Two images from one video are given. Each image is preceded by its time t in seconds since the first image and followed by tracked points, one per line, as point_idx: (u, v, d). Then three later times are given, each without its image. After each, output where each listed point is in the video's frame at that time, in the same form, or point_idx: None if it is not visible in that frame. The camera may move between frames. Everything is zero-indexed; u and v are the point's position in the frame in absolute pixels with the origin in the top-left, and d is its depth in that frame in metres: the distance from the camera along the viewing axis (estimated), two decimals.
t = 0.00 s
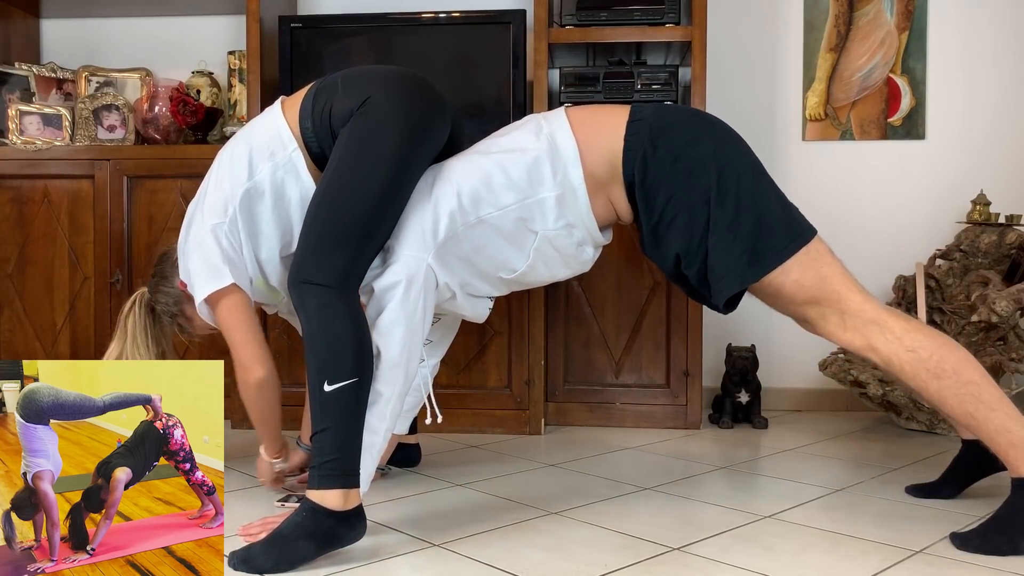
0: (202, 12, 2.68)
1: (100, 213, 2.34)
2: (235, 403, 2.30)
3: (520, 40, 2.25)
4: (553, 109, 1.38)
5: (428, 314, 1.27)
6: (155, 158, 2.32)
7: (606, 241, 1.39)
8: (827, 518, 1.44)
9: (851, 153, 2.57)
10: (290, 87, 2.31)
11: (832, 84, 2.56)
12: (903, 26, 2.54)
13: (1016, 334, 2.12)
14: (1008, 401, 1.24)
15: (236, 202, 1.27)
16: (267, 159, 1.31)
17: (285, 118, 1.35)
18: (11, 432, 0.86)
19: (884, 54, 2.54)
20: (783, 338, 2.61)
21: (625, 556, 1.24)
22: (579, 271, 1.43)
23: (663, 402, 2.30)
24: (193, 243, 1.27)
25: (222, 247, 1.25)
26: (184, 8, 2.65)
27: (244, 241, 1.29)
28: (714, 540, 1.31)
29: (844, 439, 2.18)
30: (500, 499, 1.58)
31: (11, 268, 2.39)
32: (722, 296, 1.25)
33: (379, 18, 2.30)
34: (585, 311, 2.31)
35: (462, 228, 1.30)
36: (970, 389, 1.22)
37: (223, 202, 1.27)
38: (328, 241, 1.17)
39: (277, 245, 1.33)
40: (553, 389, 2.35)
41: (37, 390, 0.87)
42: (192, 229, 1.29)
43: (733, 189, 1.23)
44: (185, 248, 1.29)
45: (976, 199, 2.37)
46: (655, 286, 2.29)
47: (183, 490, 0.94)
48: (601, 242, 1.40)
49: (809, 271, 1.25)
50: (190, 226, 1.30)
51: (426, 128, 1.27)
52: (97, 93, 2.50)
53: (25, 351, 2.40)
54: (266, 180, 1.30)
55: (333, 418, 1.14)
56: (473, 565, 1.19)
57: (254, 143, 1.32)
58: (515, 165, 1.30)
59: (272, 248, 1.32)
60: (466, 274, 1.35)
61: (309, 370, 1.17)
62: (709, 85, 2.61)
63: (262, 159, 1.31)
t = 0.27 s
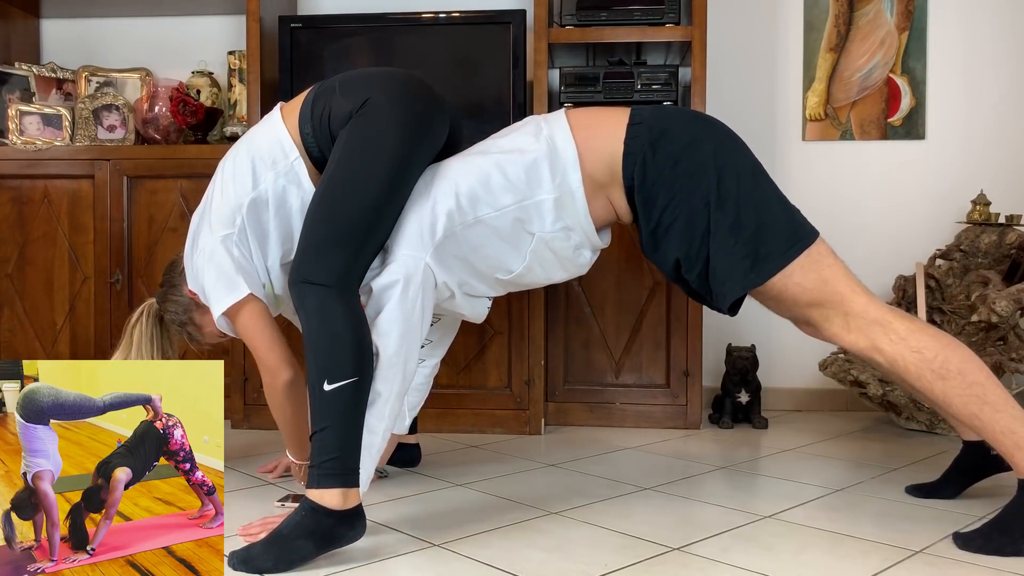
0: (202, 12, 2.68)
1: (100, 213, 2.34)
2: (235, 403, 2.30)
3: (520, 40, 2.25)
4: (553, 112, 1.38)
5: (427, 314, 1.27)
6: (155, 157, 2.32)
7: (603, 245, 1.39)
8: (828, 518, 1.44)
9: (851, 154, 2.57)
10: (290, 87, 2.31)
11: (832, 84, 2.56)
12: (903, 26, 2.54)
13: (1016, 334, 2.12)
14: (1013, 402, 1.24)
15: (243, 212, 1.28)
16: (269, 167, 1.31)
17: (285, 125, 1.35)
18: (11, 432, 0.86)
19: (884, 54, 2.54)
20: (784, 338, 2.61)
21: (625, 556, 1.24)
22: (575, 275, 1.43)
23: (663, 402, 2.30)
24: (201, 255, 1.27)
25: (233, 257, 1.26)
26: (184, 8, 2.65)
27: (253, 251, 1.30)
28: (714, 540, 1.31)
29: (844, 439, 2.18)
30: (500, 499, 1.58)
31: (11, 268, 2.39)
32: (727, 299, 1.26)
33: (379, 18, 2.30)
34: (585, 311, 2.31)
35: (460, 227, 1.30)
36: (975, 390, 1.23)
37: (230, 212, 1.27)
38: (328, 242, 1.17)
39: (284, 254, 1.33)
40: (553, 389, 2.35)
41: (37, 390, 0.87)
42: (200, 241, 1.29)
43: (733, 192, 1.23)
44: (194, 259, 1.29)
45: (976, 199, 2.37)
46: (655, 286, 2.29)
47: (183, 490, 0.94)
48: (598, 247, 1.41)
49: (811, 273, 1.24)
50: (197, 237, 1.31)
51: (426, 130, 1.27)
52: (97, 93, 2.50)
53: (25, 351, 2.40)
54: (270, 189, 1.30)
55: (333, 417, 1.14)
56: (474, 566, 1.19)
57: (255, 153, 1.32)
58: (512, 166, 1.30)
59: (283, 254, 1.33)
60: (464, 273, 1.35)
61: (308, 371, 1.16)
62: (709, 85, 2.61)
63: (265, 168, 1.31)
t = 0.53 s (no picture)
0: (202, 12, 2.68)
1: (100, 213, 2.34)
2: (235, 403, 2.30)
3: (520, 40, 2.25)
4: (556, 113, 1.39)
5: (430, 316, 1.27)
6: (155, 157, 2.32)
7: (608, 245, 1.39)
8: (828, 518, 1.44)
9: (852, 154, 2.57)
10: (290, 87, 2.31)
11: (832, 84, 2.56)
12: (903, 26, 2.54)
13: (1016, 334, 2.12)
14: (1012, 405, 1.23)
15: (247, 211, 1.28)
16: (274, 167, 1.31)
17: (291, 125, 1.35)
18: (11, 432, 0.86)
19: (884, 54, 2.54)
20: (784, 338, 2.61)
21: (625, 556, 1.24)
22: (579, 275, 1.43)
23: (663, 402, 2.30)
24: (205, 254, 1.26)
25: (238, 256, 1.25)
26: (184, 8, 2.65)
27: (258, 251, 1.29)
28: (714, 540, 1.31)
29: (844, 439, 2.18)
30: (500, 499, 1.58)
31: (11, 268, 2.39)
32: (722, 297, 1.25)
33: (379, 18, 2.30)
34: (585, 311, 2.31)
35: (464, 228, 1.30)
36: (971, 394, 1.22)
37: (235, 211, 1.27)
38: (333, 243, 1.17)
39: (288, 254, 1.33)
40: (553, 388, 2.35)
41: (37, 390, 0.87)
42: (204, 240, 1.29)
43: (733, 190, 1.23)
44: (198, 259, 1.29)
45: (977, 199, 2.37)
46: (655, 286, 2.29)
47: (183, 490, 0.94)
48: (602, 246, 1.41)
49: (808, 276, 1.24)
50: (201, 236, 1.30)
51: (431, 132, 1.27)
52: (97, 93, 2.50)
53: (25, 351, 2.40)
54: (275, 189, 1.30)
55: (334, 419, 1.14)
56: (474, 566, 1.19)
57: (261, 152, 1.31)
58: (517, 167, 1.30)
59: (286, 254, 1.33)
60: (468, 274, 1.35)
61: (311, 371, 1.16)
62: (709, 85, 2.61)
63: (270, 168, 1.31)
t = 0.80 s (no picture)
0: (202, 12, 2.68)
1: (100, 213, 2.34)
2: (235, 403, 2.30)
3: (520, 40, 2.25)
4: (545, 109, 1.37)
5: (416, 311, 1.26)
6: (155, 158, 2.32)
7: (591, 241, 1.39)
8: (827, 518, 1.44)
9: (851, 154, 2.58)
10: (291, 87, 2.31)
11: (832, 84, 2.56)
12: (903, 26, 2.54)
13: (1016, 334, 2.13)
14: (1000, 393, 1.24)
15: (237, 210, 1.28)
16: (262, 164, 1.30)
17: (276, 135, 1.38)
18: (11, 432, 0.83)
19: (884, 54, 2.54)
20: (784, 338, 2.61)
21: (625, 556, 1.24)
22: (562, 269, 1.43)
23: (663, 402, 2.30)
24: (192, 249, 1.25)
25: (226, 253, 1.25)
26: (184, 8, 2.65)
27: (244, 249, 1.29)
28: (713, 541, 1.31)
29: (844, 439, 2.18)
30: (499, 499, 1.58)
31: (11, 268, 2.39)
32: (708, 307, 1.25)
33: (379, 18, 2.30)
34: (585, 312, 2.31)
35: (453, 223, 1.29)
36: (962, 381, 1.23)
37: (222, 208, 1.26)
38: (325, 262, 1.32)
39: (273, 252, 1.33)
40: (554, 389, 2.35)
41: (38, 390, 0.84)
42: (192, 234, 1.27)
43: (717, 199, 1.24)
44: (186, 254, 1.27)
45: (976, 200, 2.36)
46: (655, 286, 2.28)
47: (183, 490, 0.92)
48: (586, 242, 1.40)
49: (799, 273, 1.25)
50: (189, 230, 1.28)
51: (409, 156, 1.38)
52: (97, 93, 2.50)
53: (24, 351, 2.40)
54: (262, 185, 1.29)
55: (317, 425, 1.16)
56: (474, 566, 1.19)
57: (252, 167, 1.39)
58: (505, 163, 1.29)
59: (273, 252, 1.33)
60: (455, 271, 1.34)
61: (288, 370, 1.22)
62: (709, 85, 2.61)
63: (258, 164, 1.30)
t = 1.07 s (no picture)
0: (202, 12, 2.68)
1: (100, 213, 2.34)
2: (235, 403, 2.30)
3: (520, 40, 2.25)
4: (545, 111, 1.37)
5: (418, 312, 1.26)
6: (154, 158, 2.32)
7: (592, 242, 1.39)
8: (828, 518, 1.44)
9: (851, 154, 2.57)
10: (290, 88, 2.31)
11: (832, 84, 2.56)
12: (903, 26, 2.54)
13: (1016, 334, 2.13)
14: (1004, 393, 1.24)
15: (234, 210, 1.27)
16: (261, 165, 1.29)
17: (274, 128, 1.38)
18: (11, 432, 0.82)
19: (884, 54, 2.54)
20: (783, 338, 2.61)
21: (626, 556, 1.24)
22: (564, 270, 1.43)
23: (663, 402, 2.30)
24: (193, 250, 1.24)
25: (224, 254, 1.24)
26: (184, 8, 2.65)
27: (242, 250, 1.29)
28: (714, 541, 1.31)
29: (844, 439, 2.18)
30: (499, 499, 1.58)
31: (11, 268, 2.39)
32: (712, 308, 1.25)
33: (379, 18, 2.30)
34: (585, 312, 2.31)
35: (454, 224, 1.28)
36: (965, 381, 1.23)
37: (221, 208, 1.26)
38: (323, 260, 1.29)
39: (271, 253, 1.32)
40: (553, 388, 2.35)
41: (38, 390, 0.83)
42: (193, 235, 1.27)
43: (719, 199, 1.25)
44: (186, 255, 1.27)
45: (977, 199, 2.36)
46: (655, 286, 2.28)
47: (183, 490, 0.92)
48: (587, 243, 1.40)
49: (801, 273, 1.25)
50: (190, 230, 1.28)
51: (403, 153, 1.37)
52: (97, 93, 2.50)
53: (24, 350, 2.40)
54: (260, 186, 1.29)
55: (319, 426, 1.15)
56: (473, 565, 1.19)
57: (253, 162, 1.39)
58: (506, 164, 1.29)
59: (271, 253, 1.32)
60: (456, 272, 1.34)
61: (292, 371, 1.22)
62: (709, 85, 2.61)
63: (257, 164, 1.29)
